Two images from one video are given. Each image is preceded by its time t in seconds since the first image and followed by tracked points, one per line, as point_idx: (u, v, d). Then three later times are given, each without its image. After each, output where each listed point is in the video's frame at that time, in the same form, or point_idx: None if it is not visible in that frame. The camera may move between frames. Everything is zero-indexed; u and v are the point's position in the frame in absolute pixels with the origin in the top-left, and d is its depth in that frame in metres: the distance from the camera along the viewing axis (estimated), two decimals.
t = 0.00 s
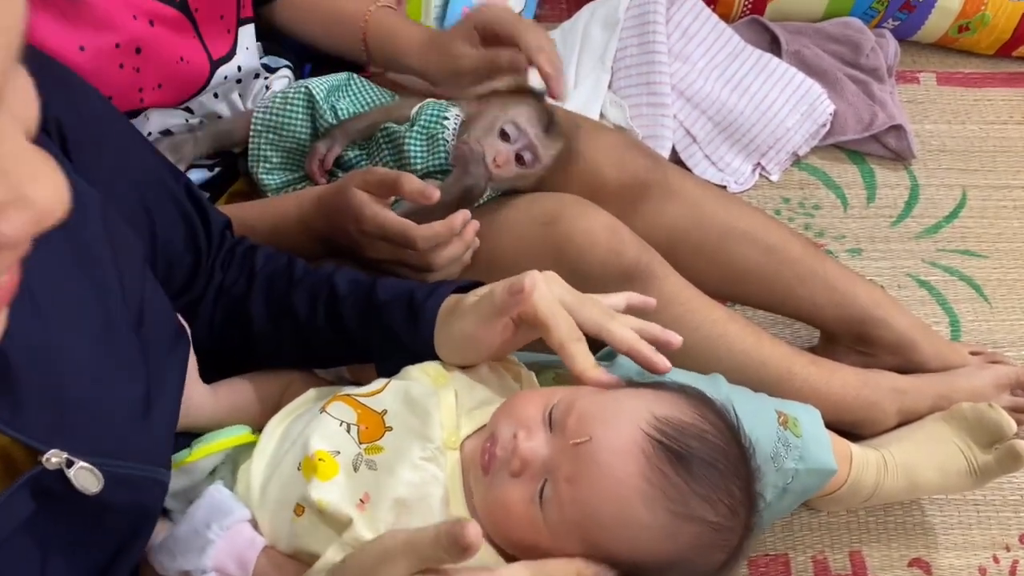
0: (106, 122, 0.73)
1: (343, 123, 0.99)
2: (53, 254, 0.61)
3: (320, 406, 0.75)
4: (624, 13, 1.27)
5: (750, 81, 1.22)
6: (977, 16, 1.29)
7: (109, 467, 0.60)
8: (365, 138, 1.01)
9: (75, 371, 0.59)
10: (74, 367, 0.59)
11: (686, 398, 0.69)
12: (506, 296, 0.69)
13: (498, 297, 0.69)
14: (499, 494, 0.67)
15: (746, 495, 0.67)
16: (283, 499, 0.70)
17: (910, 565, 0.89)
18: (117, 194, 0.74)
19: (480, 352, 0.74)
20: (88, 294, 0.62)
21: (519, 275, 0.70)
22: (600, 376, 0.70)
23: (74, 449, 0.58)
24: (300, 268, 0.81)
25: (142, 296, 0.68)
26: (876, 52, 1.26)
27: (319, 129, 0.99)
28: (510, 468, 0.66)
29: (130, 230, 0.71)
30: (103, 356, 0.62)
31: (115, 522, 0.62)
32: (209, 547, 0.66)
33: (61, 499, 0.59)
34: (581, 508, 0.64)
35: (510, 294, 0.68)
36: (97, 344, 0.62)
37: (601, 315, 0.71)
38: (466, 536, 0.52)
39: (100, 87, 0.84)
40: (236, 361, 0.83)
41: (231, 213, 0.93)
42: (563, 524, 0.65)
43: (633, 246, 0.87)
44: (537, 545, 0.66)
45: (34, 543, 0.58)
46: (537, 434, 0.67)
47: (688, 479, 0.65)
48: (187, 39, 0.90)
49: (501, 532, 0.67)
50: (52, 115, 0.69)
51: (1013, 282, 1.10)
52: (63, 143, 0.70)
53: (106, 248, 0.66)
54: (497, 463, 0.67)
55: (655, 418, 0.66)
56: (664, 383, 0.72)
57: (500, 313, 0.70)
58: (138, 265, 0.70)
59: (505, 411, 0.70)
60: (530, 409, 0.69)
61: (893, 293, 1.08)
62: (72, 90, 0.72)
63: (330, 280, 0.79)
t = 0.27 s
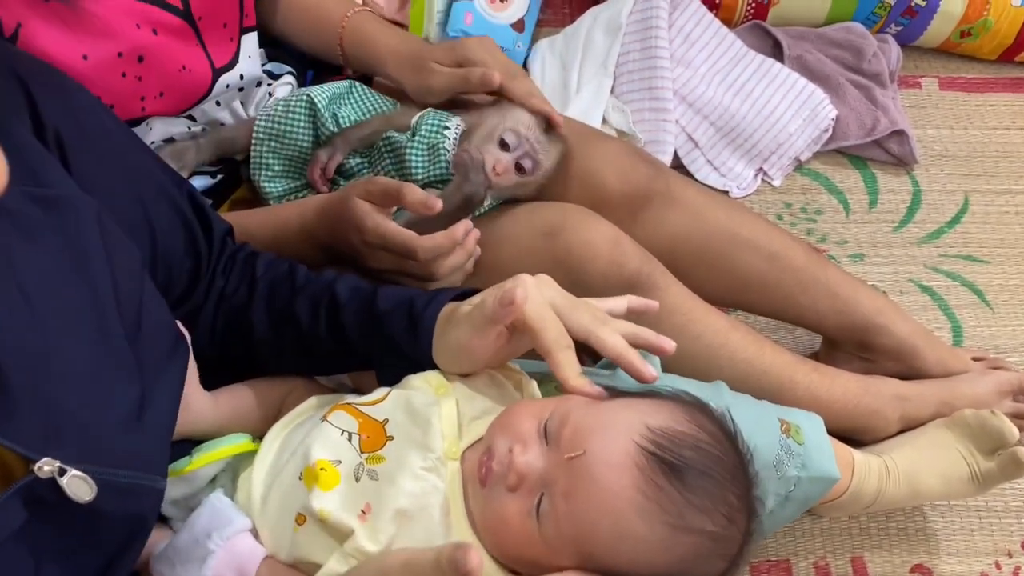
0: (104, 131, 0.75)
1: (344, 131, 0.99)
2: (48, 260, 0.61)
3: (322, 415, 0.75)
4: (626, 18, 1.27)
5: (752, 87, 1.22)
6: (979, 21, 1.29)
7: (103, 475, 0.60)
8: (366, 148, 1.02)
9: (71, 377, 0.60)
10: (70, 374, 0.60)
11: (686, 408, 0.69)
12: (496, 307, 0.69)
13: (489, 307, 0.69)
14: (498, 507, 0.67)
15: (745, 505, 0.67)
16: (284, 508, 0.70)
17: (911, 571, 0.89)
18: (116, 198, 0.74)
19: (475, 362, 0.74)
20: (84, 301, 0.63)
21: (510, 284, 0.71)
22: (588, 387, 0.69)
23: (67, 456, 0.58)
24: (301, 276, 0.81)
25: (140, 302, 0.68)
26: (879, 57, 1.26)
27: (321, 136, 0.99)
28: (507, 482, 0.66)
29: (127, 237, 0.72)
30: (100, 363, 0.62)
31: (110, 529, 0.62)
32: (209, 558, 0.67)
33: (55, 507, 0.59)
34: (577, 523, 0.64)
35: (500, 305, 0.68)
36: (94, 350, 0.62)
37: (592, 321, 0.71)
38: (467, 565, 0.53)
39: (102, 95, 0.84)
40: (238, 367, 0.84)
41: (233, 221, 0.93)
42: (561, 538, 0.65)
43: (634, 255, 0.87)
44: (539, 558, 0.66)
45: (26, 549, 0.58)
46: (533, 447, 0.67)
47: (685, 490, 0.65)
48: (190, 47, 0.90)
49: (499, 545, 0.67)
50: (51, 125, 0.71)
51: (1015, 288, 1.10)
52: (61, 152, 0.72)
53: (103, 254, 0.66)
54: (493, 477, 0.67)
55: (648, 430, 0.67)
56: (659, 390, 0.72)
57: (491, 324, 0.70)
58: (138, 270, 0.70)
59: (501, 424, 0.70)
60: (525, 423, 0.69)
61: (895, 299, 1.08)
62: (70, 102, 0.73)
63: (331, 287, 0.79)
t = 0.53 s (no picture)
0: (106, 133, 0.75)
1: (347, 135, 0.99)
2: (49, 261, 0.61)
3: (324, 419, 0.75)
4: (628, 21, 1.27)
5: (753, 90, 1.22)
6: (981, 25, 1.29)
7: (104, 477, 0.60)
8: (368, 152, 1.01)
9: (72, 378, 0.60)
10: (71, 376, 0.60)
11: (689, 413, 0.69)
12: (505, 317, 0.68)
13: (497, 316, 0.69)
14: (502, 511, 0.67)
15: (747, 510, 0.66)
16: (286, 512, 0.70)
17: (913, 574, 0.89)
18: (116, 198, 0.74)
19: (481, 368, 0.74)
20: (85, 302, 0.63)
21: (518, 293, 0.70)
22: (600, 390, 0.70)
23: (67, 458, 0.58)
24: (304, 279, 0.81)
25: (142, 304, 0.68)
26: (880, 60, 1.26)
27: (323, 140, 0.99)
28: (512, 486, 0.67)
29: (129, 239, 0.72)
30: (102, 364, 0.62)
31: (111, 531, 0.62)
32: (213, 561, 0.67)
33: (58, 510, 0.59)
34: (582, 527, 0.65)
35: (508, 314, 0.68)
36: (95, 352, 0.62)
37: (603, 332, 0.71)
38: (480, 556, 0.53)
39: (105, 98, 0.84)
40: (240, 371, 0.83)
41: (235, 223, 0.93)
42: (564, 542, 0.65)
43: (636, 258, 0.87)
44: (542, 561, 0.66)
45: (28, 552, 0.59)
46: (539, 452, 0.68)
47: (688, 495, 0.65)
48: (192, 50, 0.90)
49: (502, 548, 0.68)
50: (52, 126, 0.71)
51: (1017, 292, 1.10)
52: (64, 154, 0.72)
53: (105, 255, 0.66)
54: (498, 480, 0.68)
55: (656, 436, 0.66)
56: (665, 396, 0.72)
57: (499, 332, 0.70)
58: (140, 272, 0.70)
59: (506, 427, 0.70)
60: (531, 425, 0.69)
61: (896, 302, 1.08)
62: (71, 103, 0.73)
63: (333, 291, 0.79)
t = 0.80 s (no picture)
0: (108, 131, 0.75)
1: (348, 134, 0.99)
2: (52, 259, 0.61)
3: (324, 417, 0.75)
4: (630, 21, 1.27)
5: (755, 90, 1.22)
6: (983, 26, 1.29)
7: (104, 475, 0.60)
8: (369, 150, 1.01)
9: (74, 377, 0.60)
10: (73, 374, 0.60)
11: (688, 413, 0.69)
12: (506, 309, 0.68)
13: (498, 310, 0.69)
14: (500, 509, 0.67)
15: (745, 510, 0.66)
16: (285, 510, 0.70)
17: None
18: (119, 197, 0.74)
19: (481, 366, 0.74)
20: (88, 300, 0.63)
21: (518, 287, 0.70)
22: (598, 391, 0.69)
23: (67, 457, 0.58)
24: (305, 278, 0.81)
25: (143, 303, 0.68)
26: (882, 61, 1.26)
27: (324, 138, 0.99)
28: (510, 483, 0.67)
29: (131, 237, 0.72)
30: (104, 363, 0.62)
31: (110, 528, 0.62)
32: (212, 560, 0.67)
33: (57, 508, 0.59)
34: (580, 524, 0.65)
35: (509, 306, 0.68)
36: (97, 350, 0.62)
37: (599, 327, 0.70)
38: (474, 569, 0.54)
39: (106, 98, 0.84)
40: (241, 370, 0.83)
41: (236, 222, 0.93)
42: (562, 538, 0.65)
43: (636, 257, 0.87)
44: (538, 560, 0.66)
45: (27, 551, 0.58)
46: (536, 448, 0.68)
47: (687, 494, 0.64)
48: (193, 50, 0.90)
49: (500, 547, 0.67)
50: (57, 125, 0.71)
51: (1018, 293, 1.10)
52: (67, 152, 0.72)
53: (107, 254, 0.66)
54: (496, 477, 0.68)
55: (651, 432, 0.66)
56: (665, 396, 0.72)
57: (499, 326, 0.70)
58: (141, 271, 0.70)
59: (505, 425, 0.70)
60: (530, 424, 0.69)
61: (897, 303, 1.08)
62: (75, 102, 0.73)
63: (334, 290, 0.79)
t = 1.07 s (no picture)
0: (114, 128, 0.75)
1: (352, 132, 0.99)
2: (58, 257, 0.62)
3: (327, 416, 0.75)
4: (633, 21, 1.27)
5: (758, 91, 1.22)
6: (986, 27, 1.29)
7: (109, 474, 0.60)
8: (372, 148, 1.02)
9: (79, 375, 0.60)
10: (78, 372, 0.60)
11: (693, 412, 0.69)
12: (496, 314, 0.69)
13: (488, 314, 0.70)
14: (506, 508, 0.66)
15: (751, 509, 0.67)
16: (288, 509, 0.70)
17: None
18: (125, 195, 0.74)
19: (479, 367, 0.74)
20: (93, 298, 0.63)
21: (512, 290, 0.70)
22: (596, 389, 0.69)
23: (72, 456, 0.58)
24: (309, 276, 0.81)
25: (149, 301, 0.69)
26: (885, 62, 1.26)
27: (327, 135, 0.99)
28: (515, 482, 0.66)
29: (136, 235, 0.72)
30: (109, 361, 0.62)
31: (114, 527, 0.62)
32: (214, 557, 0.67)
33: (61, 505, 0.59)
34: (586, 522, 0.64)
35: (499, 312, 0.69)
36: (102, 348, 0.62)
37: (596, 330, 0.70)
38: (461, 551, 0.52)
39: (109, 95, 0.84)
40: (244, 369, 0.83)
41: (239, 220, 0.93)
42: (570, 536, 0.65)
43: (639, 256, 0.87)
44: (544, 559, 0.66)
45: (30, 549, 0.58)
46: (542, 448, 0.67)
47: (692, 492, 0.64)
48: (196, 47, 0.90)
49: (505, 547, 0.67)
50: (62, 120, 0.71)
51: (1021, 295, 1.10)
52: (73, 149, 0.72)
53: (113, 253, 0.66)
54: (502, 477, 0.67)
55: (658, 431, 0.66)
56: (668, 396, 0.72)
57: (492, 330, 0.70)
58: (147, 269, 0.70)
59: (510, 425, 0.70)
60: (534, 424, 0.69)
61: (900, 304, 1.08)
62: (80, 100, 0.73)
63: (338, 289, 0.79)
